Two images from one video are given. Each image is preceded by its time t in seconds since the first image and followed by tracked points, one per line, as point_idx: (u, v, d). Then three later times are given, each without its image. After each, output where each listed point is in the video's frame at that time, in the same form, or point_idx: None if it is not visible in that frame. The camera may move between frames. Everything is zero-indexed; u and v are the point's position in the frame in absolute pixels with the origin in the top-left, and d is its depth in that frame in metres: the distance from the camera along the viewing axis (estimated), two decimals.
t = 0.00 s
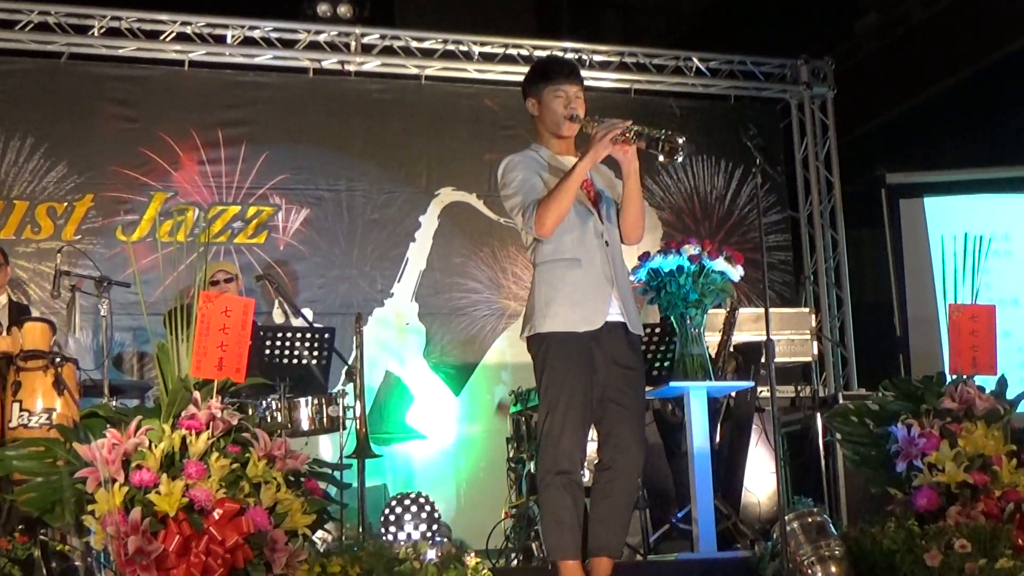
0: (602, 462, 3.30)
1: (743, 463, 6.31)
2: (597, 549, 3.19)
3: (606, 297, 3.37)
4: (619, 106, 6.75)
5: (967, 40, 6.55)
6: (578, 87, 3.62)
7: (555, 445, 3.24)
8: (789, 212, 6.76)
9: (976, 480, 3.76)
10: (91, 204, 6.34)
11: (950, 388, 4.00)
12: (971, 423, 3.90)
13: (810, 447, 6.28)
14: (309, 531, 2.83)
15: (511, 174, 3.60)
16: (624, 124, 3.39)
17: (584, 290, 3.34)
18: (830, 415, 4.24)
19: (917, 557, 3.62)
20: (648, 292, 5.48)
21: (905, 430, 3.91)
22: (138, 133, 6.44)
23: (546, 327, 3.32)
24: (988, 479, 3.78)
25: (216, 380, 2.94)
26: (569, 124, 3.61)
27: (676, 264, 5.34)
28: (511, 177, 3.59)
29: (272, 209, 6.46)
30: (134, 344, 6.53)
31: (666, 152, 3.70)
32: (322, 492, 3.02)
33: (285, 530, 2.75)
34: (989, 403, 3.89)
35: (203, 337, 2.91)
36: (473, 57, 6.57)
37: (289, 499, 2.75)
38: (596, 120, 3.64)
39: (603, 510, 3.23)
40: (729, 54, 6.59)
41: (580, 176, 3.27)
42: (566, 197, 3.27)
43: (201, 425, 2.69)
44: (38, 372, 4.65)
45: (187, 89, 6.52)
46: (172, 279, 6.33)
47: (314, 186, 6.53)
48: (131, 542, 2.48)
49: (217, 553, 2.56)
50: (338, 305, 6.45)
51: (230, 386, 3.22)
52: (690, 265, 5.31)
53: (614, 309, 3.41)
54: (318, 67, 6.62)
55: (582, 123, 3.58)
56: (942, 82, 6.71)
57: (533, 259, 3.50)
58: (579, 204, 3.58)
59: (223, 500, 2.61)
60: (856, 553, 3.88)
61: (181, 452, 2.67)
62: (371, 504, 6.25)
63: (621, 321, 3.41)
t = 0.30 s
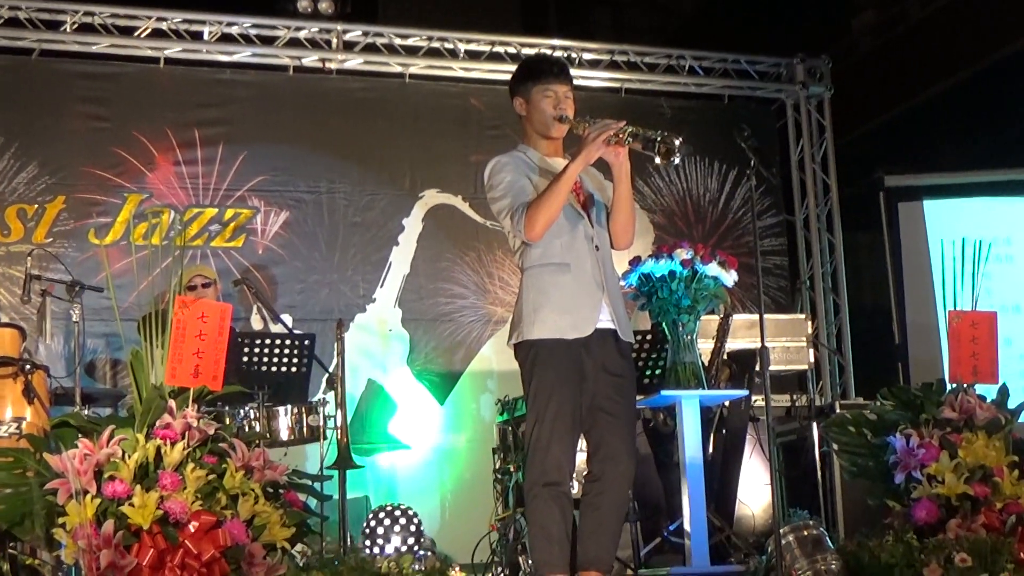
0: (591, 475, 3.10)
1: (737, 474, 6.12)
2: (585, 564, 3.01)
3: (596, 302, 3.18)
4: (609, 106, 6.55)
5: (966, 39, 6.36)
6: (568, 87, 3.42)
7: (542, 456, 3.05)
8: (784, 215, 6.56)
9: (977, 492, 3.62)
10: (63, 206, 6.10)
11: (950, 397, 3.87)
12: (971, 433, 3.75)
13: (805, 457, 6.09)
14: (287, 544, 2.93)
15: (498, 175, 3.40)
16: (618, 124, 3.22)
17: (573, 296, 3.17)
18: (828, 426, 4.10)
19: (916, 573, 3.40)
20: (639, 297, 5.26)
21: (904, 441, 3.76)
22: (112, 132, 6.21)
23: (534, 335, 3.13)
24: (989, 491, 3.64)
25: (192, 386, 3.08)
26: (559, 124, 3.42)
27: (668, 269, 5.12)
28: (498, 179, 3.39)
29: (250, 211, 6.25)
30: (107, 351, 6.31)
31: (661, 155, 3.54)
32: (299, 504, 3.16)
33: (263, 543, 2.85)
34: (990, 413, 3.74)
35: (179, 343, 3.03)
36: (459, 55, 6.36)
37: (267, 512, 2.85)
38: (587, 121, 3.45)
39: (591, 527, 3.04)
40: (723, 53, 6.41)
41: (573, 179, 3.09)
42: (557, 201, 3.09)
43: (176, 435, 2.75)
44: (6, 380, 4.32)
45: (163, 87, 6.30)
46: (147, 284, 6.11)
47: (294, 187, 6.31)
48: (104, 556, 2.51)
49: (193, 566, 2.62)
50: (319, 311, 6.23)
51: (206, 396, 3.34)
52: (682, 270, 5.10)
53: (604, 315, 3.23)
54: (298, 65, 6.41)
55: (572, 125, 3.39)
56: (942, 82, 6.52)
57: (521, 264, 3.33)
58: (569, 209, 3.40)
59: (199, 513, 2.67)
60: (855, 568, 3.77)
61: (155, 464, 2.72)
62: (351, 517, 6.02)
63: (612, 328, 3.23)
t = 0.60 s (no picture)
0: (580, 488, 3.01)
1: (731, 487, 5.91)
2: None
3: (585, 310, 3.09)
4: (600, 107, 6.34)
5: (966, 36, 6.18)
6: (560, 87, 3.28)
7: (529, 468, 2.93)
8: (780, 220, 6.35)
9: (978, 506, 3.26)
10: (34, 209, 5.86)
11: (950, 408, 3.50)
12: (972, 446, 3.40)
13: (802, 471, 5.88)
14: (267, 564, 2.54)
15: (485, 177, 3.25)
16: (614, 127, 3.10)
17: (562, 303, 3.06)
18: (823, 435, 3.72)
19: None
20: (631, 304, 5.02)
21: (902, 453, 3.39)
22: (85, 133, 5.97)
23: (521, 343, 3.02)
24: (990, 505, 3.28)
25: (169, 398, 2.73)
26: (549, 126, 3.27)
27: (660, 276, 4.88)
28: (485, 181, 3.23)
29: (227, 215, 6.03)
30: (79, 359, 6.08)
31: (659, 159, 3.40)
32: (279, 519, 2.70)
33: (242, 561, 2.46)
34: (992, 424, 3.40)
35: (153, 349, 2.71)
36: (444, 54, 6.15)
37: (246, 526, 2.46)
38: (578, 123, 3.30)
39: (581, 540, 2.94)
40: (717, 52, 6.21)
41: (566, 181, 2.97)
42: (549, 204, 2.96)
43: (151, 446, 2.37)
44: None
45: (137, 85, 6.07)
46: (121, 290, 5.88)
47: (273, 190, 6.09)
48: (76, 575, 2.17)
49: None
50: (298, 318, 6.02)
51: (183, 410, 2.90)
52: (675, 276, 4.85)
53: (592, 324, 3.13)
54: (278, 63, 6.19)
55: (564, 126, 3.25)
56: (942, 83, 6.33)
57: (507, 270, 3.20)
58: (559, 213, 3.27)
59: (175, 528, 2.32)
60: None
61: (129, 476, 2.35)
62: (332, 532, 5.81)
63: (601, 336, 3.13)
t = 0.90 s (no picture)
0: (566, 504, 3.05)
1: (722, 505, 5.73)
2: None
3: (568, 325, 3.12)
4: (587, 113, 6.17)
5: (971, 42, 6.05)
6: (547, 85, 3.35)
7: (513, 485, 2.96)
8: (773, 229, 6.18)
9: (976, 525, 3.04)
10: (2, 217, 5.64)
11: (947, 421, 3.30)
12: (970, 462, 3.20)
13: (795, 487, 5.70)
14: None
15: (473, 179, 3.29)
16: (610, 126, 3.22)
17: (546, 317, 3.09)
18: (816, 451, 3.46)
19: None
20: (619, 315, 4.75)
21: (897, 469, 3.20)
22: (56, 138, 5.77)
23: (505, 355, 3.04)
24: (989, 524, 3.06)
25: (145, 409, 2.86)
26: (541, 125, 3.34)
27: (649, 287, 4.61)
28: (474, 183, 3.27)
29: (203, 223, 5.85)
30: (49, 373, 5.87)
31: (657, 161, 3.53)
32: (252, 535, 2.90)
33: None
34: (991, 440, 3.19)
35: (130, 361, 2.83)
36: (427, 58, 5.97)
37: (221, 545, 2.32)
38: (569, 122, 3.40)
39: (567, 556, 2.98)
40: (707, 56, 6.04)
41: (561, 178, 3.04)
42: (542, 201, 3.02)
43: (123, 463, 2.25)
44: None
45: (110, 89, 5.87)
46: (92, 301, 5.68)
47: (251, 198, 5.91)
48: None
49: None
50: (276, 331, 5.84)
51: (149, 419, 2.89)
52: (664, 287, 4.59)
53: (575, 340, 3.16)
54: (256, 68, 6.01)
55: (553, 122, 3.30)
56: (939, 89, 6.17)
57: (493, 278, 3.24)
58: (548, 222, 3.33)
59: (148, 546, 2.16)
60: None
61: (99, 495, 2.21)
62: (310, 551, 5.62)
63: (583, 353, 3.16)
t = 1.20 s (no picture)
0: (551, 523, 3.03)
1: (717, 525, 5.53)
2: None
3: (552, 340, 3.11)
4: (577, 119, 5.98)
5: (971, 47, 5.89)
6: (536, 94, 3.37)
7: (500, 504, 2.93)
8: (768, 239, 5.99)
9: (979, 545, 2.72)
10: None
11: (948, 437, 2.96)
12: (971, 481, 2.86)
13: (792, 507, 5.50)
14: None
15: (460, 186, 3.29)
16: (602, 129, 3.15)
17: (530, 330, 3.08)
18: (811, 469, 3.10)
19: None
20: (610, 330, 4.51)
21: (896, 487, 2.86)
22: (28, 146, 5.55)
23: (487, 368, 3.02)
24: (990, 544, 2.74)
25: (115, 432, 2.29)
26: (532, 133, 3.36)
27: (639, 300, 4.38)
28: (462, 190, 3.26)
29: (181, 234, 5.64)
30: (20, 389, 5.65)
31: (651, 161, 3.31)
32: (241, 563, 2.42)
33: None
34: (993, 456, 2.86)
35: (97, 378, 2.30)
36: (411, 63, 5.79)
37: (201, 569, 2.14)
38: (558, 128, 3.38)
39: None
40: (700, 62, 5.87)
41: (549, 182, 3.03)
42: (528, 205, 3.01)
43: (97, 481, 2.13)
44: None
45: (85, 96, 5.66)
46: (65, 314, 5.46)
47: (229, 208, 5.71)
48: None
49: None
50: (255, 345, 5.64)
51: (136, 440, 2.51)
52: (655, 300, 4.36)
53: (559, 356, 3.14)
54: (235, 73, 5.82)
55: (542, 129, 3.33)
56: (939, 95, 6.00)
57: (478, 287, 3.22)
58: (536, 233, 3.29)
59: (125, 570, 2.04)
60: None
61: (73, 514, 2.11)
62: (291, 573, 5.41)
63: (568, 369, 3.15)
